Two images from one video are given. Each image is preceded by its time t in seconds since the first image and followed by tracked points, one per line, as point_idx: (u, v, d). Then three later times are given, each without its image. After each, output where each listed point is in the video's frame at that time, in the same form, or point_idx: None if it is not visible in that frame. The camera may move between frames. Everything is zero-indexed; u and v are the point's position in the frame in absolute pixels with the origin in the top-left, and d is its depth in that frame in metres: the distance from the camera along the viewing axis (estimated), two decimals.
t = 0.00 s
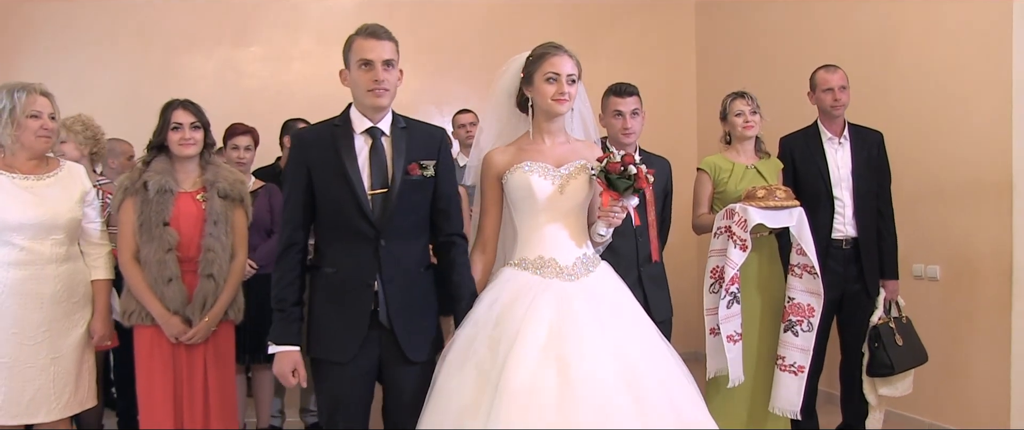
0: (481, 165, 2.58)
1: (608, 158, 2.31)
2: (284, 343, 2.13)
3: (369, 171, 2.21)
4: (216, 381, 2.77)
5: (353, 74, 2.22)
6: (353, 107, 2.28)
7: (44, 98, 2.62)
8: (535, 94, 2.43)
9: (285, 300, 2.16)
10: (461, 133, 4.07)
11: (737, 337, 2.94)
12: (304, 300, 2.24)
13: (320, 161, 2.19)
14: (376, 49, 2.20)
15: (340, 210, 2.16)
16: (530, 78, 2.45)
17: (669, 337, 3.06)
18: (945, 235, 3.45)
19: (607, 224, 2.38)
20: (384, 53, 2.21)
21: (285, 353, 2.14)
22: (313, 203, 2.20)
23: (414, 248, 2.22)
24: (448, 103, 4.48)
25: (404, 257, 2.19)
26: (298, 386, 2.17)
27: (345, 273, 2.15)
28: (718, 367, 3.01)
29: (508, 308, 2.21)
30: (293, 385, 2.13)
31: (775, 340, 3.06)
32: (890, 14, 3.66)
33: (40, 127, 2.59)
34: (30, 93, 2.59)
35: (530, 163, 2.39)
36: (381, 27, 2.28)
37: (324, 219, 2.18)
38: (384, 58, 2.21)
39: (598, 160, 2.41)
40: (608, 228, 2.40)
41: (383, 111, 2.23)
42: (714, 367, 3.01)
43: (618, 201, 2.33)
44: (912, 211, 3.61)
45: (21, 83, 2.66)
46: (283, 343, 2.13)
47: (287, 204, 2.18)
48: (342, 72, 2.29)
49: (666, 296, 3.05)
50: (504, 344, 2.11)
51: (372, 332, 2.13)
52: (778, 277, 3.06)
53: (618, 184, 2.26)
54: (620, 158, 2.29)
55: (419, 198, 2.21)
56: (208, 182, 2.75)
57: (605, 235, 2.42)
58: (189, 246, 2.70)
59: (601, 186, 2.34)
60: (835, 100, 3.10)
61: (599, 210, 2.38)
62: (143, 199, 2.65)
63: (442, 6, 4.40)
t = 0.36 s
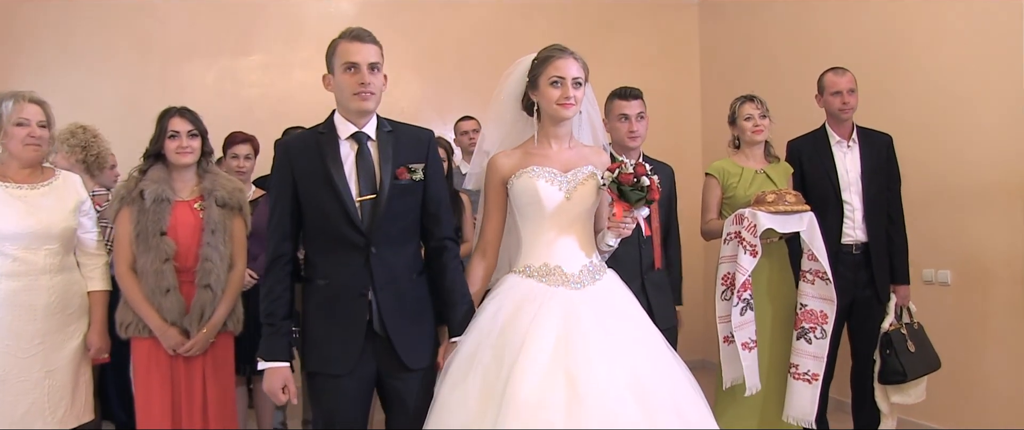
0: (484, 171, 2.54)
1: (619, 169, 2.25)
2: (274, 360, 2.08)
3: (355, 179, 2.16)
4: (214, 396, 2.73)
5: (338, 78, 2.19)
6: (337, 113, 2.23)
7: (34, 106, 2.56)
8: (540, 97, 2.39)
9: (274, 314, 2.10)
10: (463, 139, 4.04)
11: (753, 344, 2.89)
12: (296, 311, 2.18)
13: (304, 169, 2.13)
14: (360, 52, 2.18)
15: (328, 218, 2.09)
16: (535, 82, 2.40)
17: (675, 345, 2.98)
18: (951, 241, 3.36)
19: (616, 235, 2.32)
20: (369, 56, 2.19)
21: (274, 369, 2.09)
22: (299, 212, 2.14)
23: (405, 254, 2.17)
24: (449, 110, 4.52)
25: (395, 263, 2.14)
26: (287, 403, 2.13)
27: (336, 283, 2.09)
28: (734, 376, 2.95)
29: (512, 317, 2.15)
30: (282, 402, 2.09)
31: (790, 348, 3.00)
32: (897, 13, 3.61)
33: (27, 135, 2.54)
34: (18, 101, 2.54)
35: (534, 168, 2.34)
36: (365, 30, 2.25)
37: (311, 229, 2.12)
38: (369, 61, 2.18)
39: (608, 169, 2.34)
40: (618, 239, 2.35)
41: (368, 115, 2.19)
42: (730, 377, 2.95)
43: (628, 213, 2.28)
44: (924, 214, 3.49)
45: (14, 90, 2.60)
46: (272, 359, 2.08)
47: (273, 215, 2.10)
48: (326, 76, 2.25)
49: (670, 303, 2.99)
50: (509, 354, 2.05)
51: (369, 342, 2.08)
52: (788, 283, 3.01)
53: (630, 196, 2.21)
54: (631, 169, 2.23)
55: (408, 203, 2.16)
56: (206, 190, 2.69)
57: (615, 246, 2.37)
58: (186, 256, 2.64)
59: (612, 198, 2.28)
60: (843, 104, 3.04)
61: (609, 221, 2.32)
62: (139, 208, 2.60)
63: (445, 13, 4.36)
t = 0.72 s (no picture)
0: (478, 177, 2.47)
1: (609, 177, 2.19)
2: (275, 368, 2.00)
3: (362, 184, 2.08)
4: (205, 411, 2.64)
5: (346, 83, 2.13)
6: (347, 118, 2.16)
7: (15, 113, 2.55)
8: (535, 102, 2.32)
9: (276, 320, 2.03)
10: (460, 146, 3.97)
11: (759, 353, 2.82)
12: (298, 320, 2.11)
13: (310, 173, 2.06)
14: (368, 56, 2.12)
15: (334, 223, 2.02)
16: (530, 86, 2.33)
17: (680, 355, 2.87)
18: (957, 245, 3.28)
19: (610, 245, 2.24)
20: (377, 59, 2.12)
21: (274, 378, 2.01)
22: (304, 219, 2.07)
23: (411, 264, 2.09)
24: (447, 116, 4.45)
25: (399, 273, 2.06)
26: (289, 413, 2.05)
27: (339, 291, 2.02)
28: (740, 384, 2.89)
29: (510, 328, 2.08)
30: (283, 411, 2.01)
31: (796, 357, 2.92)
32: (900, 14, 3.56)
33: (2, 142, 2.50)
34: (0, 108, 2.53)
35: (527, 175, 2.27)
36: (375, 34, 2.19)
37: (315, 235, 2.05)
38: (378, 65, 2.12)
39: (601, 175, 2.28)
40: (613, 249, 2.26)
41: (378, 121, 2.12)
42: (736, 384, 2.89)
43: (622, 221, 2.21)
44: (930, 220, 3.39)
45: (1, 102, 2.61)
46: (272, 367, 2.00)
47: (280, 219, 2.06)
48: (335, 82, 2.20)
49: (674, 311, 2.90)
50: (506, 367, 1.98)
51: (368, 355, 2.01)
52: (795, 289, 2.92)
53: (622, 204, 2.15)
54: (622, 177, 2.17)
55: (417, 212, 2.09)
56: (196, 199, 2.63)
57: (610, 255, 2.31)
58: (175, 267, 2.58)
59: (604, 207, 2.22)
60: (847, 106, 2.98)
61: (603, 231, 2.23)
62: (126, 218, 2.52)
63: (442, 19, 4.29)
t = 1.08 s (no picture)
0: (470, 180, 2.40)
1: (605, 177, 2.12)
2: (272, 382, 1.94)
3: (360, 193, 2.01)
4: (195, 423, 2.57)
5: (343, 86, 2.05)
6: (343, 122, 2.08)
7: None
8: (526, 103, 2.25)
9: (271, 333, 1.95)
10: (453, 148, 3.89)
11: (760, 357, 2.74)
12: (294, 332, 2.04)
13: (307, 180, 2.00)
14: (368, 58, 2.04)
15: (334, 232, 1.96)
16: (520, 86, 2.26)
17: (686, 361, 2.82)
18: (961, 245, 3.21)
19: (607, 249, 2.17)
20: (376, 62, 2.04)
21: (271, 392, 1.95)
22: (301, 226, 2.00)
23: (411, 274, 2.03)
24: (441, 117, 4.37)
25: (399, 284, 1.99)
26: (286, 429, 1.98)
27: (336, 302, 1.95)
28: (740, 389, 2.81)
29: (507, 337, 2.01)
30: (280, 427, 1.94)
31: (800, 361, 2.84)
32: (900, 9, 3.49)
33: None
34: None
35: (520, 178, 2.20)
36: (375, 34, 2.11)
37: (312, 243, 1.98)
38: (377, 68, 2.04)
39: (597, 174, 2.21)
40: (610, 253, 2.19)
41: (377, 125, 2.05)
42: (738, 389, 2.81)
43: (619, 223, 2.16)
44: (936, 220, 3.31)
45: None
46: (269, 381, 1.94)
47: (274, 226, 1.98)
48: (333, 85, 2.12)
49: (683, 314, 2.84)
50: (502, 380, 1.91)
51: (366, 371, 1.94)
52: (800, 292, 2.86)
53: (620, 204, 2.08)
54: (619, 176, 2.11)
55: (417, 221, 2.02)
56: (182, 206, 2.56)
57: (607, 261, 2.22)
58: (161, 276, 2.51)
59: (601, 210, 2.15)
60: (851, 105, 2.91)
61: (599, 233, 2.17)
62: (110, 227, 2.46)
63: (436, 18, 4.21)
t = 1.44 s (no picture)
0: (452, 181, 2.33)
1: (591, 175, 2.05)
2: (247, 395, 1.87)
3: (337, 197, 1.93)
4: None
5: (326, 84, 1.96)
6: (319, 123, 2.00)
7: None
8: (510, 102, 2.19)
9: (246, 343, 1.89)
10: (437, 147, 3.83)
11: (749, 359, 2.69)
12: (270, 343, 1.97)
13: (281, 184, 1.93)
14: (355, 58, 1.97)
15: (309, 238, 1.89)
16: (502, 84, 2.21)
17: (677, 364, 2.77)
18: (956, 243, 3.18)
19: (593, 249, 2.12)
20: (363, 63, 1.98)
21: (245, 406, 1.88)
22: (275, 233, 1.94)
23: (391, 281, 1.97)
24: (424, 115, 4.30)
25: (380, 292, 1.93)
26: None
27: (312, 310, 1.88)
28: (729, 392, 2.74)
29: (491, 344, 1.95)
30: None
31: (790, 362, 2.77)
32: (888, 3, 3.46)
33: None
34: None
35: (505, 179, 2.14)
36: (355, 32, 2.05)
37: (286, 249, 1.92)
38: (364, 69, 1.98)
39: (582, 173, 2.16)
40: (597, 254, 2.14)
41: (356, 127, 1.98)
42: (725, 393, 2.74)
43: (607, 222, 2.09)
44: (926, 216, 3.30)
45: None
46: (243, 395, 1.87)
47: (247, 233, 1.92)
48: (309, 82, 2.02)
49: (676, 315, 2.79)
50: (487, 388, 1.85)
51: (346, 381, 1.87)
52: (790, 290, 2.80)
53: (606, 203, 2.03)
54: (606, 174, 2.04)
55: (396, 225, 1.96)
56: (156, 210, 2.48)
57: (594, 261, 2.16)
58: (134, 284, 2.42)
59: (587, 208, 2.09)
60: (840, 101, 2.87)
61: (586, 233, 2.11)
62: (81, 232, 2.37)
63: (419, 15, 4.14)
